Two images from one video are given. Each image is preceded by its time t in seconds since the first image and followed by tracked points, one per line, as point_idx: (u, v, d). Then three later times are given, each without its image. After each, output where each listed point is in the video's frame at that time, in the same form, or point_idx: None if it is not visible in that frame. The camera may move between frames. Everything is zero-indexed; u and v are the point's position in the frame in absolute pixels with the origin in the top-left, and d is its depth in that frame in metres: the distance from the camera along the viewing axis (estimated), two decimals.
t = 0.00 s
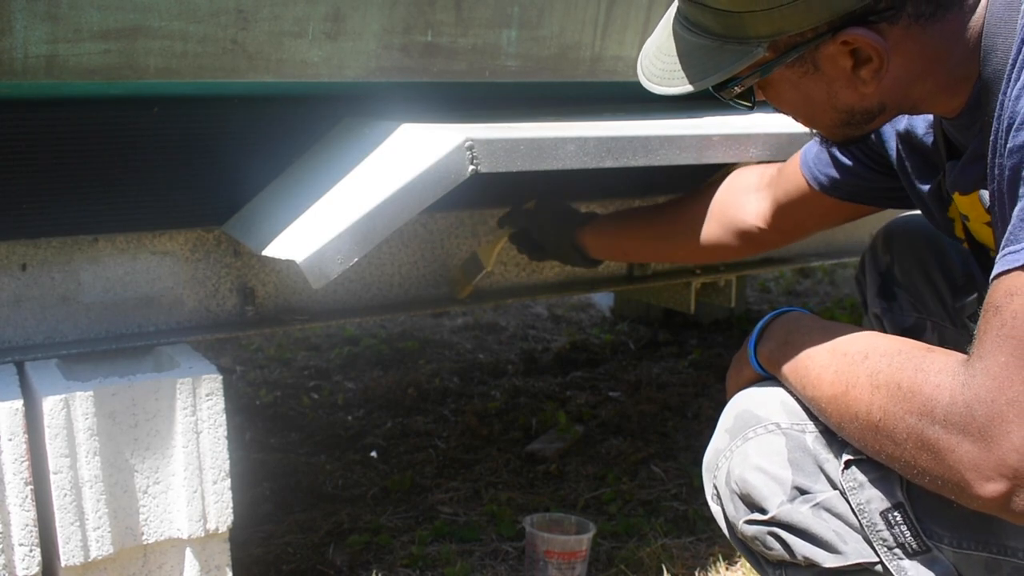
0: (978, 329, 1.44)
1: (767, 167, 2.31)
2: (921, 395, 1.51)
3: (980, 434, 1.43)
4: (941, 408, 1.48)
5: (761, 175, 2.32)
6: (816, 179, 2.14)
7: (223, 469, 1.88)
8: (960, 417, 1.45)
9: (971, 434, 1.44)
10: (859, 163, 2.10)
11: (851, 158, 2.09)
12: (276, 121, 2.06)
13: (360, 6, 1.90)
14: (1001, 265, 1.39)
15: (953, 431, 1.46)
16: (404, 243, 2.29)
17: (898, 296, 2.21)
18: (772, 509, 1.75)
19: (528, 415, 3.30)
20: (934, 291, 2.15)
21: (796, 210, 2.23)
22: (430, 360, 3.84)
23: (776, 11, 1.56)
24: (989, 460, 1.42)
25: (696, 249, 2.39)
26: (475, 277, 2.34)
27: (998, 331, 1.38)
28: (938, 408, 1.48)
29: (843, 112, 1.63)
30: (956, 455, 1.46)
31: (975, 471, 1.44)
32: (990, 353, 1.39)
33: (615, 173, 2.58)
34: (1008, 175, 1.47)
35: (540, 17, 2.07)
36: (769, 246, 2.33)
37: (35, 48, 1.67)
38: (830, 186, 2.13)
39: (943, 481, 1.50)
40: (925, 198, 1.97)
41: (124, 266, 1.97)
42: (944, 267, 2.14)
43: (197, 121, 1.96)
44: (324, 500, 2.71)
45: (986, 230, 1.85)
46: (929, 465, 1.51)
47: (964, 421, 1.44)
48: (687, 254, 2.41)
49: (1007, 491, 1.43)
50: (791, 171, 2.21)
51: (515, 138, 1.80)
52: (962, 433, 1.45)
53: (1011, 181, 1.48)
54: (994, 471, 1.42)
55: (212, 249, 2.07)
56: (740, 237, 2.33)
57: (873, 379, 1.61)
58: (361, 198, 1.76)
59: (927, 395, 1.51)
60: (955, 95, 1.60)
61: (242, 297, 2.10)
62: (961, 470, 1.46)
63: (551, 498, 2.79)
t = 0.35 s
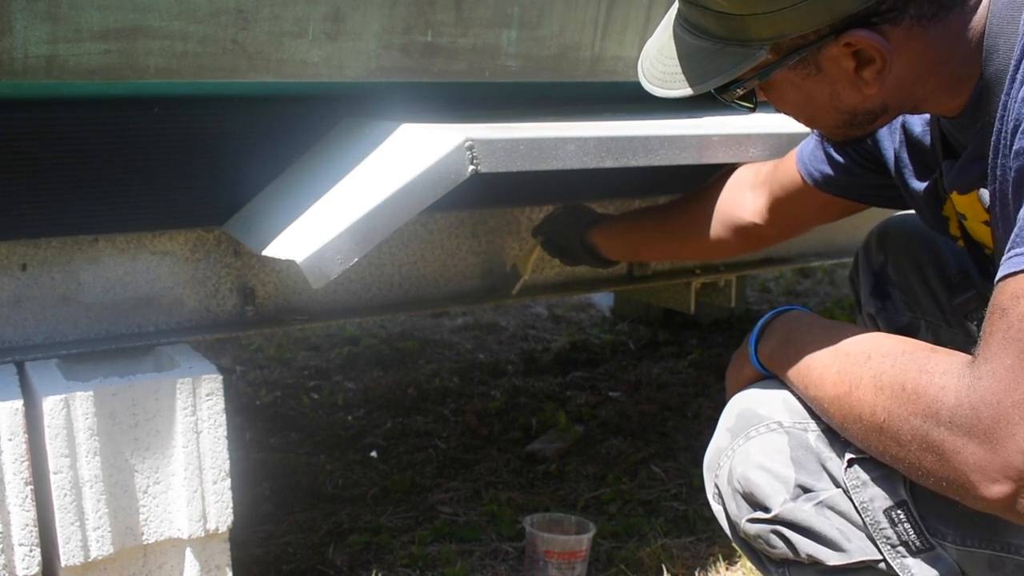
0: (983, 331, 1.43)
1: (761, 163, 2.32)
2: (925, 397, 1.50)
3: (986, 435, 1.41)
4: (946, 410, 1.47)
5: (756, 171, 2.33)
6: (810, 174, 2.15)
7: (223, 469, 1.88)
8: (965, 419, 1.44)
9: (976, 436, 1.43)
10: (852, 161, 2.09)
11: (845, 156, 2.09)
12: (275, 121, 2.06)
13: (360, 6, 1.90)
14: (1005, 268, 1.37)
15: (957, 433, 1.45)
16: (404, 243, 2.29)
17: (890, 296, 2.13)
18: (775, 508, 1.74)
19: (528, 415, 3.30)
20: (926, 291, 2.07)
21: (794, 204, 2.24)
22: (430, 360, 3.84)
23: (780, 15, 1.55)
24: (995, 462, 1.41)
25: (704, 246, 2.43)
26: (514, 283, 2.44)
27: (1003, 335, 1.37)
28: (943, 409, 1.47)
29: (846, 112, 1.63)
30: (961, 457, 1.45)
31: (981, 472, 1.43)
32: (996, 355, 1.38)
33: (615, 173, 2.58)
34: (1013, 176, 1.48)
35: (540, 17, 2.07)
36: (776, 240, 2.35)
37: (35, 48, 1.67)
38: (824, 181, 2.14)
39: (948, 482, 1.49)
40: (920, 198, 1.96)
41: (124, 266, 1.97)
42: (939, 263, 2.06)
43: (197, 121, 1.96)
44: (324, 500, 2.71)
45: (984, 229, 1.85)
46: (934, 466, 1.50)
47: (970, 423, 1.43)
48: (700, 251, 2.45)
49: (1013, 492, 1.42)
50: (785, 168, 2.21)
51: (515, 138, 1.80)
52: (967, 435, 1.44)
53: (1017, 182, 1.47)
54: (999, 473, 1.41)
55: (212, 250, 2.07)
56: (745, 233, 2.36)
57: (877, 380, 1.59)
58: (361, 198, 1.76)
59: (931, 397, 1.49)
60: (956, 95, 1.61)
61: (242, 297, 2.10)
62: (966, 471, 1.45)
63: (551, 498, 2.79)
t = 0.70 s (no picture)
0: (989, 328, 1.41)
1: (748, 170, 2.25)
2: (932, 394, 1.48)
3: (993, 433, 1.39)
4: (953, 407, 1.44)
5: (741, 179, 2.25)
6: (805, 180, 2.08)
7: (222, 469, 1.88)
8: (971, 416, 1.42)
9: (983, 433, 1.40)
10: (852, 167, 2.02)
11: (845, 161, 2.01)
12: (274, 121, 2.05)
13: (360, 5, 1.89)
14: (1011, 264, 1.36)
15: (964, 431, 1.43)
16: (403, 243, 2.28)
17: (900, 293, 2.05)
18: (778, 509, 1.73)
19: (528, 415, 3.29)
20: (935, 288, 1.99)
21: (783, 214, 2.16)
22: (430, 360, 3.83)
23: (784, 11, 1.52)
24: (1002, 460, 1.39)
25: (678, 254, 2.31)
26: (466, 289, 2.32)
27: (1010, 331, 1.35)
28: (950, 407, 1.45)
29: (847, 110, 1.61)
30: (968, 455, 1.43)
31: (988, 471, 1.41)
32: (1002, 352, 1.36)
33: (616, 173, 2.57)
34: (1017, 173, 1.46)
35: (540, 16, 2.06)
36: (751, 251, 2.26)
37: (33, 47, 1.66)
38: (819, 188, 2.07)
39: (954, 480, 1.47)
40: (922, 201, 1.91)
41: (122, 266, 1.96)
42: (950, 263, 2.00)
43: (196, 120, 1.95)
44: (323, 500, 2.71)
45: (987, 231, 1.78)
46: (940, 464, 1.47)
47: (977, 420, 1.41)
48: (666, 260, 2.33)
49: (1020, 491, 1.40)
50: (777, 174, 2.15)
51: (515, 138, 1.79)
52: (974, 432, 1.41)
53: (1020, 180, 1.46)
54: (1007, 470, 1.39)
55: (211, 250, 2.06)
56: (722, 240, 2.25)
57: (882, 377, 1.57)
58: (361, 198, 1.75)
59: (938, 394, 1.47)
60: (959, 96, 1.59)
61: (242, 296, 2.09)
62: (973, 469, 1.43)
63: (552, 498, 2.78)
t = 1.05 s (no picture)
0: (996, 333, 1.39)
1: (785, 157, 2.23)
2: (936, 400, 1.46)
3: (999, 441, 1.38)
4: (959, 414, 1.43)
5: (776, 168, 2.24)
6: (824, 170, 2.08)
7: (222, 469, 1.87)
8: (977, 424, 1.40)
9: (989, 440, 1.39)
10: (864, 158, 2.01)
11: (857, 151, 2.01)
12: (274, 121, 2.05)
13: (359, 4, 1.89)
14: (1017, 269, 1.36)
15: (970, 438, 1.41)
16: (403, 243, 2.28)
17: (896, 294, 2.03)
18: (780, 513, 1.72)
19: (528, 416, 3.29)
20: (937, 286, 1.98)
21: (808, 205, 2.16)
22: (430, 360, 3.83)
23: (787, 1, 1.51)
24: (1008, 468, 1.38)
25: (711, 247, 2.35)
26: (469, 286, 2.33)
27: (1016, 336, 1.34)
28: (955, 413, 1.43)
29: (856, 103, 1.56)
30: (973, 463, 1.42)
31: (993, 479, 1.40)
32: (1009, 359, 1.34)
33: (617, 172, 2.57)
34: None
35: (540, 15, 2.06)
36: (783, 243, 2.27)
37: (32, 46, 1.66)
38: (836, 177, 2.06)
39: (959, 488, 1.46)
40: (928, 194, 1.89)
41: (121, 266, 1.97)
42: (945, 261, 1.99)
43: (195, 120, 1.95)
44: (323, 501, 2.70)
45: (994, 225, 1.72)
46: (945, 471, 1.46)
47: (983, 428, 1.39)
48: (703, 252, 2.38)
49: None
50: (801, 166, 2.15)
51: (515, 137, 1.79)
52: (980, 440, 1.40)
53: None
54: (1012, 478, 1.38)
55: (211, 249, 2.06)
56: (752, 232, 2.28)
57: (886, 382, 1.55)
58: (360, 197, 1.75)
59: (943, 400, 1.45)
60: (969, 90, 1.54)
61: (241, 296, 2.09)
62: (978, 477, 1.42)
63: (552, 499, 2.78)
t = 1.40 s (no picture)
0: (988, 330, 1.41)
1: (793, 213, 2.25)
2: (933, 395, 1.48)
3: (994, 436, 1.39)
4: (954, 409, 1.44)
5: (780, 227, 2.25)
6: (834, 211, 2.12)
7: (223, 469, 1.89)
8: (972, 418, 1.42)
9: (984, 435, 1.40)
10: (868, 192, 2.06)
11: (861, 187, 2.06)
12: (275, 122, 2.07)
13: (360, 7, 1.90)
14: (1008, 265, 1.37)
15: (966, 433, 1.43)
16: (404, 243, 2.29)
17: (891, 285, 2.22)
18: (778, 509, 1.71)
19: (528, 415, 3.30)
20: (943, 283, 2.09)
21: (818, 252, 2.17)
22: (431, 360, 3.84)
23: None
24: (1004, 461, 1.39)
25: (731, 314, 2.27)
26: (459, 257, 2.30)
27: (1007, 330, 1.36)
28: (951, 408, 1.45)
29: (840, 95, 1.58)
30: (970, 457, 1.43)
31: (990, 473, 1.41)
32: (1002, 353, 1.36)
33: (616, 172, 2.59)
34: (1011, 175, 1.44)
35: (540, 18, 2.07)
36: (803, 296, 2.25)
37: (35, 48, 1.68)
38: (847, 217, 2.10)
39: (956, 482, 1.47)
40: (925, 207, 1.93)
41: (124, 267, 1.99)
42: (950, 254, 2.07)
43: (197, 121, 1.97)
44: (323, 500, 2.72)
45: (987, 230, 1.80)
46: (942, 465, 1.48)
47: (978, 422, 1.41)
48: (725, 325, 2.30)
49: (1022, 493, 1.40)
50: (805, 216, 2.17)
51: (515, 139, 1.80)
52: (976, 435, 1.41)
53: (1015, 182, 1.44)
54: (1008, 472, 1.40)
55: (212, 249, 2.09)
56: (771, 295, 2.23)
57: (884, 378, 1.56)
58: (361, 198, 1.77)
59: (939, 395, 1.47)
60: (955, 85, 1.56)
61: (243, 297, 2.14)
62: (975, 471, 1.43)
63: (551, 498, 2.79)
